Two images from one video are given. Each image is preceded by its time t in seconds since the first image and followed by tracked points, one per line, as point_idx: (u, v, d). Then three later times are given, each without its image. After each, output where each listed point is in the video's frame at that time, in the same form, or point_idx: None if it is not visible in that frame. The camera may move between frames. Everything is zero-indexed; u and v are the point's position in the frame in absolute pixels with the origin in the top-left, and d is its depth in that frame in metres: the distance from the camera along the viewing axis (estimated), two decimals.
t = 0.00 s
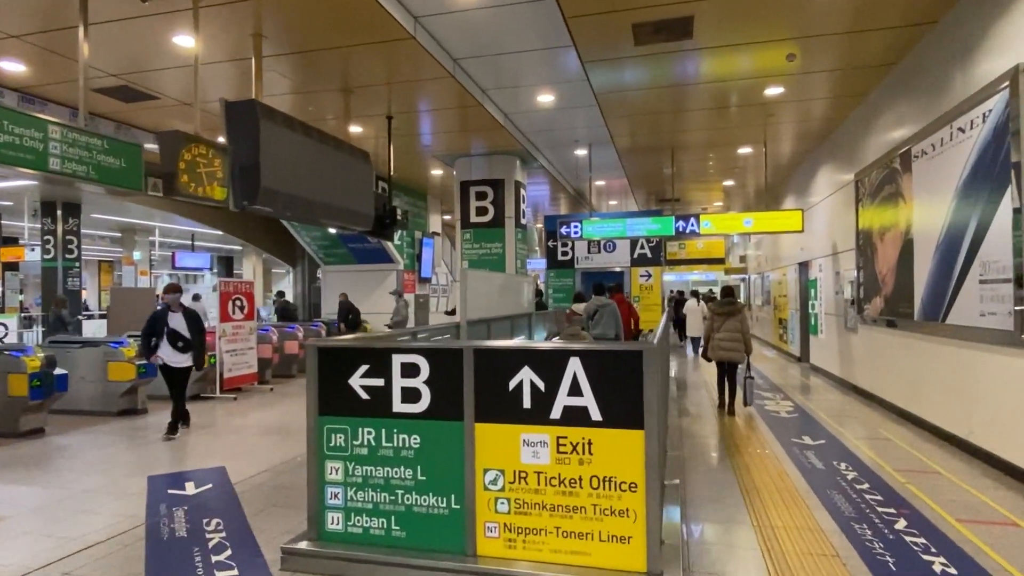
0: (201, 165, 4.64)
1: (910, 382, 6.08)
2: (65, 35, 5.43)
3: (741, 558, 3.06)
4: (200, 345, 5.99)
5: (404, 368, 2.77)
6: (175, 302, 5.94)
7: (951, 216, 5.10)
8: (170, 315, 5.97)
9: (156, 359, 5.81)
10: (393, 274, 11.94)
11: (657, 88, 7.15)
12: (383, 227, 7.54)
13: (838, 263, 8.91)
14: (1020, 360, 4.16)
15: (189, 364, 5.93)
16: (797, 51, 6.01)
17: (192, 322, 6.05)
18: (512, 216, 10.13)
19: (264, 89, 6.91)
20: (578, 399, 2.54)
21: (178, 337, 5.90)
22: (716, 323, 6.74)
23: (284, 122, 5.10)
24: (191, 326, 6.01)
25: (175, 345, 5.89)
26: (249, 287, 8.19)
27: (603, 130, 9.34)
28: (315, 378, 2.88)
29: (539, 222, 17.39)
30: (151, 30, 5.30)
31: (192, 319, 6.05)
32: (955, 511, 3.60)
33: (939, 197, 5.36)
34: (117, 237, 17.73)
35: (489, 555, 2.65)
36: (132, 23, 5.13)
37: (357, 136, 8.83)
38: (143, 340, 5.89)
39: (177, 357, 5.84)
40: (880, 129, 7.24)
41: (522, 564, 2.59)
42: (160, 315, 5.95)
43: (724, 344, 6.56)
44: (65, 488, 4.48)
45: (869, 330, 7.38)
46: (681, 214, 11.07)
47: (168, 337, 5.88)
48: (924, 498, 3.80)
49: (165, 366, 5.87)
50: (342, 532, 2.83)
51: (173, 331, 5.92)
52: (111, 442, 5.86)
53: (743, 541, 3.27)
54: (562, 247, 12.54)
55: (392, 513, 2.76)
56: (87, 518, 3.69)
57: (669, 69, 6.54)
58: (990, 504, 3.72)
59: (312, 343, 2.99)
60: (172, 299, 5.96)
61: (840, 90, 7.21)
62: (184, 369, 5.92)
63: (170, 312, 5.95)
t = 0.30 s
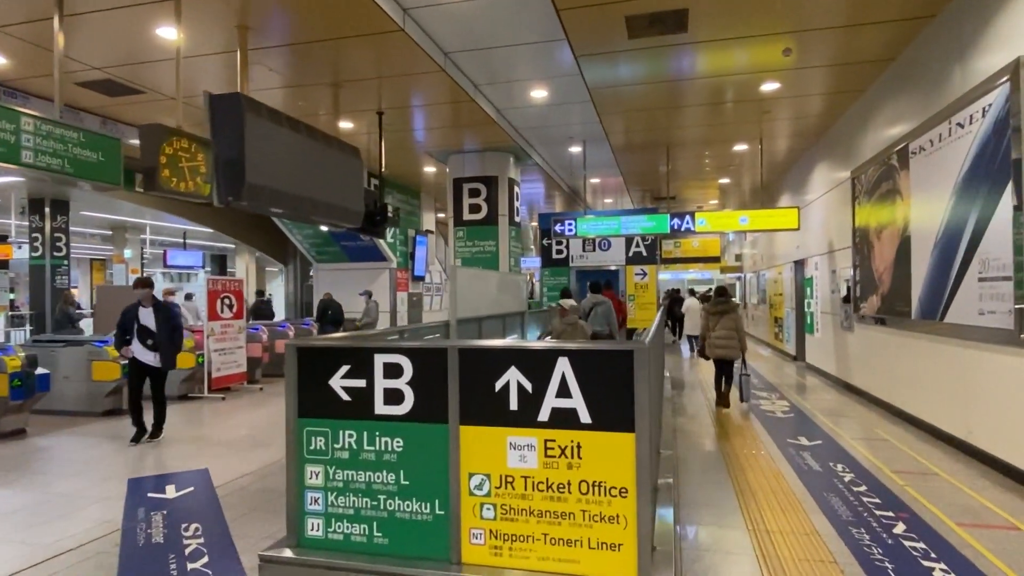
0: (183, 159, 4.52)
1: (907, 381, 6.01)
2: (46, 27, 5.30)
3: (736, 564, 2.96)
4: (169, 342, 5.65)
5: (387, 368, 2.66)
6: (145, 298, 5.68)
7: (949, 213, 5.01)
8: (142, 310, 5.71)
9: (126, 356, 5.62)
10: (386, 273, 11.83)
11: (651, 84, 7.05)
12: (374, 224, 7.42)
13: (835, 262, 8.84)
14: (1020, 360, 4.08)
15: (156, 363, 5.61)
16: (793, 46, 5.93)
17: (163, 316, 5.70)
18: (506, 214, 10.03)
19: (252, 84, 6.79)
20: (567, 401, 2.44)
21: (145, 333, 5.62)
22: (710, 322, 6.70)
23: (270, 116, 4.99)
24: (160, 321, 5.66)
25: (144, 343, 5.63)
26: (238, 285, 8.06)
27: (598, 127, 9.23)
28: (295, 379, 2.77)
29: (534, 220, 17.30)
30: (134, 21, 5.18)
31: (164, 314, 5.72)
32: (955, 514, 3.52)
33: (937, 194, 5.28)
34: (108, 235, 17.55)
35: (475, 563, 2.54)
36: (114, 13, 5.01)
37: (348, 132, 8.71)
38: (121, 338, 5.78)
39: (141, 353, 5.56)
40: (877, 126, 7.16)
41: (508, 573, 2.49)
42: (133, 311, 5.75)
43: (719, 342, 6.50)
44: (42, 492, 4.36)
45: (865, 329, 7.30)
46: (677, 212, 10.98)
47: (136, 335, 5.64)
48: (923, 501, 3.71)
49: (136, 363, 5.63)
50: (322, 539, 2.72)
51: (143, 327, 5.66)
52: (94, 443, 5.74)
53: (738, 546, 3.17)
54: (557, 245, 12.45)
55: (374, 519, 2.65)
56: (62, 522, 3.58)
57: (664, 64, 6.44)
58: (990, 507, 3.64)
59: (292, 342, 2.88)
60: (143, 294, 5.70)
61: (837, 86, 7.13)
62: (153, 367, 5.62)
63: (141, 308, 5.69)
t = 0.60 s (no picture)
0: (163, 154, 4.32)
1: (906, 383, 5.90)
2: (21, 16, 5.12)
3: None
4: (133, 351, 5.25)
5: (369, 371, 2.52)
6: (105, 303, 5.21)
7: (951, 210, 4.91)
8: (103, 315, 5.24)
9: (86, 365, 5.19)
10: (377, 272, 11.68)
11: (646, 79, 6.92)
12: (364, 221, 7.25)
13: (831, 261, 8.74)
14: None
15: (119, 373, 5.20)
16: (790, 40, 5.81)
17: (126, 321, 5.27)
18: (498, 212, 9.90)
19: (238, 77, 6.62)
20: (560, 405, 2.30)
21: (107, 341, 5.19)
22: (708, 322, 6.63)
23: (254, 109, 4.83)
24: (124, 327, 5.23)
25: (106, 351, 5.20)
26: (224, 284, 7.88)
27: (592, 124, 9.10)
28: (272, 382, 2.62)
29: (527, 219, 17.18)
30: (113, 10, 5.01)
31: (128, 320, 5.28)
32: (961, 521, 3.40)
33: (938, 191, 5.18)
34: (96, 234, 17.30)
35: None
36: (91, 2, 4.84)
37: (338, 128, 8.55)
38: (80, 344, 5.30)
39: (103, 364, 5.14)
40: (876, 123, 7.05)
41: None
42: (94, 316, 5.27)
43: (717, 340, 6.41)
44: (15, 498, 4.19)
45: (862, 329, 7.20)
46: (672, 210, 10.87)
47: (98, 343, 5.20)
48: (928, 507, 3.60)
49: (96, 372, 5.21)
50: (302, 551, 2.57)
51: (106, 334, 5.22)
52: (73, 446, 5.57)
53: (739, 556, 3.04)
54: (550, 244, 12.32)
55: (355, 530, 2.51)
56: (31, 531, 3.42)
57: (659, 59, 6.31)
58: (997, 513, 3.52)
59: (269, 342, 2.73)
60: (104, 296, 5.23)
61: (834, 82, 7.02)
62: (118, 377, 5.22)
63: (101, 312, 5.26)
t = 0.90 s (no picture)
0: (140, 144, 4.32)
1: (904, 382, 5.80)
2: None
3: None
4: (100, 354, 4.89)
5: (349, 377, 2.37)
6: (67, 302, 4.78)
7: (952, 207, 4.81)
8: (63, 315, 4.78)
9: (44, 370, 4.73)
10: (368, 269, 11.61)
11: (640, 73, 6.80)
12: (353, 218, 7.10)
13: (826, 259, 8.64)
14: None
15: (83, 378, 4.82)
16: (788, 33, 5.69)
17: (92, 323, 4.87)
18: (491, 208, 9.78)
19: (223, 68, 6.43)
20: (551, 412, 2.17)
21: (69, 343, 4.77)
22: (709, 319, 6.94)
23: (236, 101, 4.66)
24: (90, 330, 4.85)
25: (68, 355, 4.77)
26: (210, 282, 7.72)
27: (585, 120, 8.98)
28: (247, 388, 2.47)
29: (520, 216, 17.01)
30: None
31: (93, 321, 4.88)
32: (966, 528, 3.30)
33: (938, 188, 5.07)
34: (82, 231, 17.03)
35: None
36: None
37: (326, 122, 8.38)
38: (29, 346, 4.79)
39: (65, 368, 4.74)
40: (873, 118, 6.95)
41: None
42: (49, 315, 4.78)
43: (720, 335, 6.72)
44: None
45: (858, 327, 7.12)
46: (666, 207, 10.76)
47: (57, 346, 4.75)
48: (931, 513, 3.50)
49: (55, 378, 4.77)
50: (278, 567, 2.43)
51: (66, 336, 4.77)
52: (50, 450, 5.39)
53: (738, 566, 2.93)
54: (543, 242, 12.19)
55: (335, 545, 2.37)
56: None
57: (654, 53, 6.19)
58: (1002, 518, 3.42)
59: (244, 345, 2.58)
60: (66, 295, 4.78)
61: (832, 77, 6.90)
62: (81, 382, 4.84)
63: (59, 311, 4.78)
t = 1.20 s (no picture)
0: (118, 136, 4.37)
1: (904, 383, 5.73)
2: None
3: None
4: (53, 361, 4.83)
5: (327, 377, 2.27)
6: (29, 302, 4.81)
7: (950, 202, 4.73)
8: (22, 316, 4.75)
9: None
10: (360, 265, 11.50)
11: (634, 67, 6.70)
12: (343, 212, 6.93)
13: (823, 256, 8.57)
14: None
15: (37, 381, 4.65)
16: (783, 25, 5.60)
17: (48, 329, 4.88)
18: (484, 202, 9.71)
19: (208, 60, 6.29)
20: (537, 414, 2.06)
21: (25, 343, 4.68)
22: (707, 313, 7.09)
23: (219, 93, 4.54)
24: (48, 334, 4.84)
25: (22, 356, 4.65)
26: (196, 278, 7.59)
27: (579, 116, 8.88)
28: (221, 390, 2.35)
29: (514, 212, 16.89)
30: None
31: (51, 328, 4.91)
32: (967, 531, 3.22)
33: (937, 183, 4.99)
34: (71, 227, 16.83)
35: None
36: None
37: (316, 116, 8.25)
38: None
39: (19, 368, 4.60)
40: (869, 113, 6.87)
41: None
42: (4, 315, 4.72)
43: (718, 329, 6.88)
44: None
45: (854, 324, 7.06)
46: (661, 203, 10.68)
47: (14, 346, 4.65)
48: (930, 515, 3.43)
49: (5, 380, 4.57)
50: None
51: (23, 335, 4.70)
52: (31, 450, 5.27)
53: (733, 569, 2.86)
54: (536, 239, 12.08)
55: (312, 553, 2.27)
56: None
57: (648, 45, 6.09)
58: (1003, 519, 3.36)
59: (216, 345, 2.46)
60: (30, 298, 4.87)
61: (828, 72, 6.81)
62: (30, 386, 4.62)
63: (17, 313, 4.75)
